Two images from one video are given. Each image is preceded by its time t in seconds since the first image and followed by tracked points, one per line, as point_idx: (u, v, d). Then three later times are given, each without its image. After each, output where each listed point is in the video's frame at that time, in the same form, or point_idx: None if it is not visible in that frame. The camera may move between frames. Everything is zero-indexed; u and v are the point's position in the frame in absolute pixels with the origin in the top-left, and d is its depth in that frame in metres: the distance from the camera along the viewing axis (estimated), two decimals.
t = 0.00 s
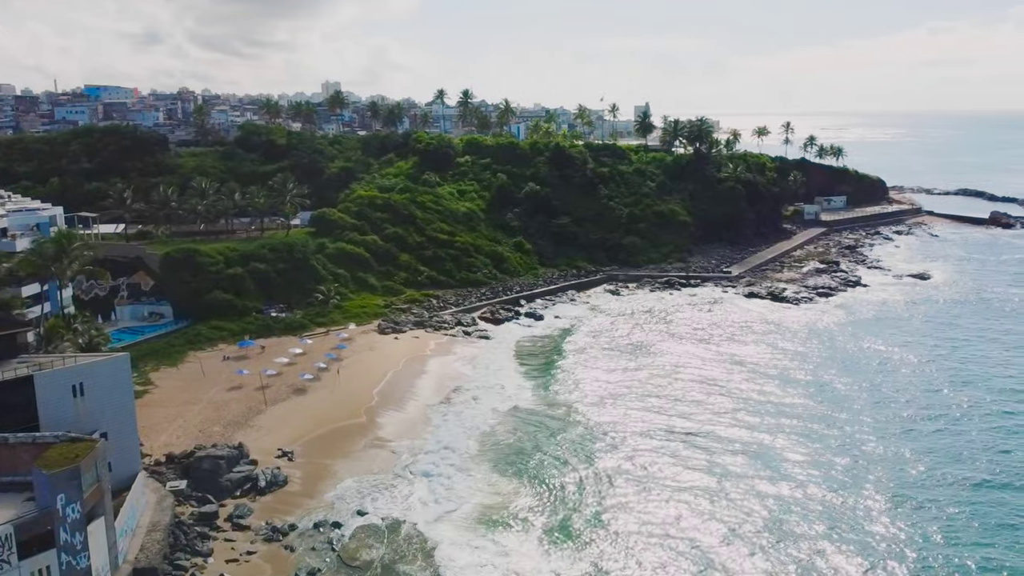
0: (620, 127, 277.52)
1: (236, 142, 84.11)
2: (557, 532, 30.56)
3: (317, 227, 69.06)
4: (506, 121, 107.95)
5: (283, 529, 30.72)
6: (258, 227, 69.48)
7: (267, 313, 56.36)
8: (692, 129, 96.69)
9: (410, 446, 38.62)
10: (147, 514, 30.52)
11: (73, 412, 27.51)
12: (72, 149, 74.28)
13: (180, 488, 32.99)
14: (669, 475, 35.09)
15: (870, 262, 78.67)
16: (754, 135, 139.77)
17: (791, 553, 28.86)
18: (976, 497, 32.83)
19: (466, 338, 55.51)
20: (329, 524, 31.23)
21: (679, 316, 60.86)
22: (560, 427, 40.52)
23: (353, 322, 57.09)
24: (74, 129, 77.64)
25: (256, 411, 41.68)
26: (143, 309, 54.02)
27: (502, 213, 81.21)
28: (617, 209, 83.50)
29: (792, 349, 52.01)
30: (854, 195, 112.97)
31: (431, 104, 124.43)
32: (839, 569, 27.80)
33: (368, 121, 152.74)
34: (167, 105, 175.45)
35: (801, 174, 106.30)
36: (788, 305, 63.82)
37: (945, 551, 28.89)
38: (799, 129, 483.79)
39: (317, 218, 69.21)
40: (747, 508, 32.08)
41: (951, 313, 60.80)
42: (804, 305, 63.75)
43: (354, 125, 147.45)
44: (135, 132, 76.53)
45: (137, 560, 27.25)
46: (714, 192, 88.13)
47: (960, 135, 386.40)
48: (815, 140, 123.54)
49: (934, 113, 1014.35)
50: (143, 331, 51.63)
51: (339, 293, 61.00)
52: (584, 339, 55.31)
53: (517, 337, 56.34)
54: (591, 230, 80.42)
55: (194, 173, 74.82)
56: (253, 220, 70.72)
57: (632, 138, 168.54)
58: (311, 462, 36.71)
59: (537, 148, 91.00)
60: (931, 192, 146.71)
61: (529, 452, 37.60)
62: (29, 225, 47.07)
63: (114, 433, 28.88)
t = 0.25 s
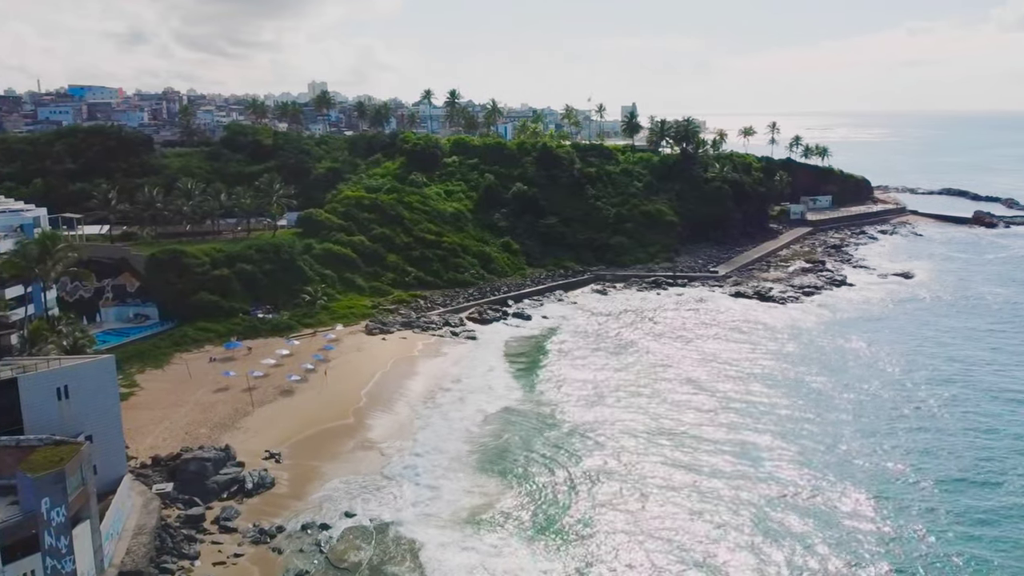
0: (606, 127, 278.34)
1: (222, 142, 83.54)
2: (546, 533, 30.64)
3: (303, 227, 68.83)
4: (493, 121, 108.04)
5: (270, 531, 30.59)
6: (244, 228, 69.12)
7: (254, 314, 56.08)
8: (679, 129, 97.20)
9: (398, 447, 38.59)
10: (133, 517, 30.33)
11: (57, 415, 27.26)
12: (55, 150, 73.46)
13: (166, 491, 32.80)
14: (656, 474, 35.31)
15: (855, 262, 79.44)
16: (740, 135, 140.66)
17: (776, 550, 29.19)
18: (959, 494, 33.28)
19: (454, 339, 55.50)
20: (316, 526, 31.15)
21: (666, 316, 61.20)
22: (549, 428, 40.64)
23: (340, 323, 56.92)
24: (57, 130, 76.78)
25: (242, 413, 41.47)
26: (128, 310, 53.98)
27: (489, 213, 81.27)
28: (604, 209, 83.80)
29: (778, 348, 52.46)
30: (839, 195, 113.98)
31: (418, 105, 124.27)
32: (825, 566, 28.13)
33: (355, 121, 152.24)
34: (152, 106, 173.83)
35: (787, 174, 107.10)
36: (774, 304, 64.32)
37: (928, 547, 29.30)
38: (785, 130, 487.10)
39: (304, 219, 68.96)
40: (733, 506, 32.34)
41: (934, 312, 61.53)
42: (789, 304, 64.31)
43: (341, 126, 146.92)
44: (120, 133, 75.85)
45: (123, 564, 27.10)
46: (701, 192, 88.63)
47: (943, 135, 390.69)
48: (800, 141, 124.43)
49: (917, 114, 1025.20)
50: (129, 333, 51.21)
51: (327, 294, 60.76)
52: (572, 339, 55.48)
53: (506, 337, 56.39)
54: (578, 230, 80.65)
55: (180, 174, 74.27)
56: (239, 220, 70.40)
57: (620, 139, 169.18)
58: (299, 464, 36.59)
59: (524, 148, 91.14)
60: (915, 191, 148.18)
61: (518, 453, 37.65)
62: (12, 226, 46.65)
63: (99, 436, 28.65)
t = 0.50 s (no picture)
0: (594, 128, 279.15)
1: (208, 143, 83.03)
2: (536, 534, 30.71)
3: (290, 228, 68.57)
4: (480, 121, 108.06)
5: (258, 534, 30.50)
6: (231, 229, 68.76)
7: (240, 315, 55.80)
8: (666, 129, 97.79)
9: (387, 448, 38.56)
10: (119, 521, 30.14)
11: (42, 418, 27.03)
12: (39, 151, 72.66)
13: (153, 494, 32.63)
14: (643, 474, 35.55)
15: (840, 261, 80.19)
16: (726, 135, 141.51)
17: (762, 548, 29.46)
18: (942, 491, 33.73)
19: (442, 339, 55.49)
20: (304, 528, 31.09)
21: (654, 316, 61.54)
22: (538, 428, 40.77)
23: (328, 324, 56.79)
24: (41, 130, 75.97)
25: (229, 415, 41.29)
26: (113, 312, 53.56)
27: (477, 214, 81.33)
28: (592, 209, 84.09)
29: (764, 348, 52.90)
30: (824, 195, 114.99)
31: (406, 105, 124.12)
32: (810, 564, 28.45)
33: (342, 121, 151.76)
34: (137, 106, 172.30)
35: (773, 174, 107.95)
36: (760, 304, 64.85)
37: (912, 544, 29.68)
38: (770, 130, 490.40)
39: (290, 220, 68.71)
40: (719, 505, 32.63)
41: (918, 310, 62.23)
42: (775, 303, 64.84)
43: (328, 126, 146.43)
44: (104, 133, 75.18)
45: (109, 568, 27.00)
46: (688, 193, 89.15)
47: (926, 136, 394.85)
48: (786, 141, 125.52)
49: (900, 114, 1035.77)
50: (114, 334, 50.81)
51: (314, 295, 60.58)
52: (561, 339, 55.64)
53: (494, 337, 56.48)
54: (565, 231, 80.87)
55: (166, 175, 73.74)
56: (225, 221, 70.06)
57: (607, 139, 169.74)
58: (286, 465, 36.48)
59: (512, 148, 91.25)
60: (899, 191, 149.63)
61: (507, 453, 37.76)
62: None
63: (85, 439, 28.44)
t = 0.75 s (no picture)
0: (581, 129, 279.87)
1: (194, 143, 82.49)
2: (528, 534, 30.74)
3: (277, 229, 68.32)
4: (468, 121, 108.05)
5: (245, 536, 30.40)
6: (217, 230, 68.38)
7: (227, 317, 55.52)
8: (653, 129, 98.36)
9: (376, 449, 38.53)
10: (104, 524, 29.95)
11: (26, 421, 26.82)
12: (22, 151, 71.90)
13: (139, 496, 32.46)
14: (631, 473, 35.74)
15: (826, 260, 80.89)
16: (713, 136, 142.30)
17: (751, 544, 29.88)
18: (926, 488, 34.16)
19: (430, 340, 55.49)
20: (292, 529, 31.01)
21: (641, 315, 61.83)
22: (527, 428, 40.88)
23: (315, 325, 56.63)
24: (24, 131, 75.18)
25: (216, 416, 41.10)
26: (99, 314, 53.17)
27: (464, 214, 81.35)
28: (579, 209, 84.34)
29: (750, 347, 53.34)
30: (810, 194, 115.95)
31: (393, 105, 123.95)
32: (798, 560, 28.79)
33: (329, 122, 151.16)
34: (122, 106, 170.72)
35: (759, 174, 108.73)
36: (747, 303, 65.33)
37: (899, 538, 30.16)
38: (756, 130, 493.41)
39: (277, 220, 68.46)
40: (706, 503, 32.92)
41: (902, 309, 62.91)
42: (762, 302, 65.34)
43: (315, 127, 145.83)
44: (89, 134, 74.50)
45: (95, 571, 26.89)
46: (675, 193, 89.61)
47: (910, 135, 397.77)
48: (771, 141, 126.46)
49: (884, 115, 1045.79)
50: (100, 336, 50.45)
51: (301, 296, 60.37)
52: (549, 339, 55.77)
53: (482, 338, 56.54)
54: (553, 231, 81.06)
55: (151, 175, 73.20)
56: (211, 222, 69.68)
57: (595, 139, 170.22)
58: (274, 467, 36.37)
59: (499, 148, 91.35)
60: (884, 191, 151.15)
61: (496, 453, 37.83)
62: None
63: (69, 442, 28.24)
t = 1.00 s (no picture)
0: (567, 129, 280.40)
1: (179, 144, 81.95)
2: (517, 534, 30.89)
3: (263, 230, 68.08)
4: (455, 122, 108.05)
5: (233, 538, 30.31)
6: (203, 231, 67.98)
7: (213, 318, 55.22)
8: (639, 130, 98.91)
9: (364, 449, 38.55)
10: (90, 527, 29.76)
11: (10, 423, 26.63)
12: (4, 151, 71.12)
13: (125, 499, 32.30)
14: (619, 472, 35.97)
15: (810, 259, 81.62)
16: (699, 136, 143.14)
17: (737, 542, 30.18)
18: (908, 484, 34.63)
19: (417, 340, 55.49)
20: (280, 531, 30.94)
21: (628, 315, 62.14)
22: (516, 428, 41.02)
23: (302, 326, 56.47)
24: (6, 131, 74.37)
25: (203, 418, 40.92)
26: (83, 316, 52.75)
27: (452, 214, 81.35)
28: (566, 209, 84.59)
29: (736, 346, 53.77)
30: (796, 194, 116.89)
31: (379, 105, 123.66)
32: (783, 558, 29.09)
33: (315, 122, 150.57)
34: (106, 107, 169.18)
35: (745, 173, 109.54)
36: (733, 302, 65.81)
37: (883, 536, 30.53)
38: (742, 130, 496.28)
39: (263, 221, 68.22)
40: (693, 502, 33.20)
41: (886, 308, 63.61)
42: (748, 301, 65.85)
43: (301, 127, 145.21)
44: (72, 134, 73.80)
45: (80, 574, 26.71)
46: (661, 193, 90.06)
47: (894, 135, 401.79)
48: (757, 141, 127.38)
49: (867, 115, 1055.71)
50: (84, 338, 50.04)
51: (288, 297, 60.16)
52: (537, 339, 55.93)
53: (470, 338, 56.60)
54: (540, 231, 81.24)
55: (136, 176, 72.64)
56: (197, 223, 69.29)
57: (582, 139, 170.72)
58: (261, 469, 36.26)
59: (486, 148, 91.43)
60: (868, 190, 152.61)
61: (484, 454, 37.93)
62: None
63: (54, 445, 28.06)
